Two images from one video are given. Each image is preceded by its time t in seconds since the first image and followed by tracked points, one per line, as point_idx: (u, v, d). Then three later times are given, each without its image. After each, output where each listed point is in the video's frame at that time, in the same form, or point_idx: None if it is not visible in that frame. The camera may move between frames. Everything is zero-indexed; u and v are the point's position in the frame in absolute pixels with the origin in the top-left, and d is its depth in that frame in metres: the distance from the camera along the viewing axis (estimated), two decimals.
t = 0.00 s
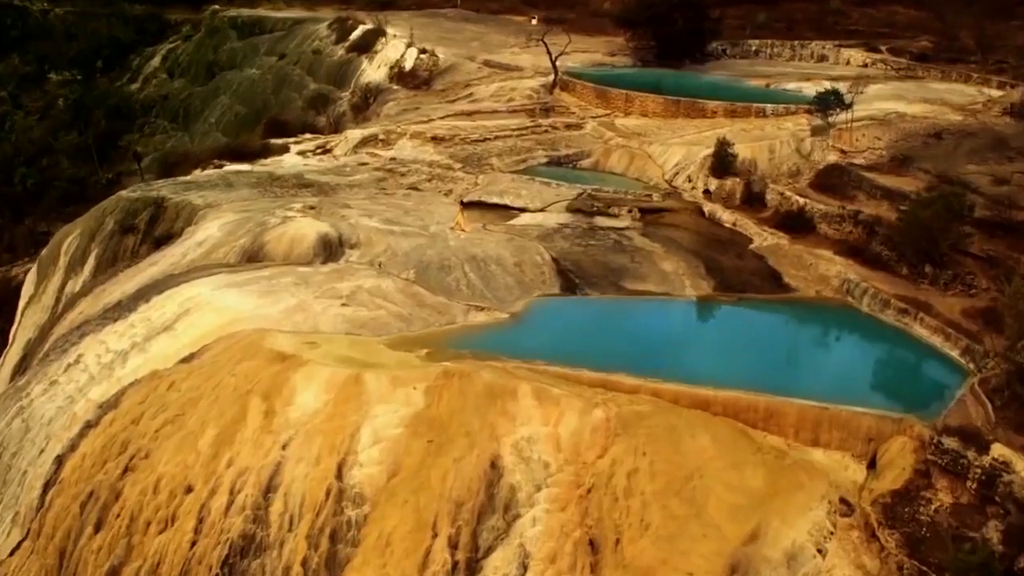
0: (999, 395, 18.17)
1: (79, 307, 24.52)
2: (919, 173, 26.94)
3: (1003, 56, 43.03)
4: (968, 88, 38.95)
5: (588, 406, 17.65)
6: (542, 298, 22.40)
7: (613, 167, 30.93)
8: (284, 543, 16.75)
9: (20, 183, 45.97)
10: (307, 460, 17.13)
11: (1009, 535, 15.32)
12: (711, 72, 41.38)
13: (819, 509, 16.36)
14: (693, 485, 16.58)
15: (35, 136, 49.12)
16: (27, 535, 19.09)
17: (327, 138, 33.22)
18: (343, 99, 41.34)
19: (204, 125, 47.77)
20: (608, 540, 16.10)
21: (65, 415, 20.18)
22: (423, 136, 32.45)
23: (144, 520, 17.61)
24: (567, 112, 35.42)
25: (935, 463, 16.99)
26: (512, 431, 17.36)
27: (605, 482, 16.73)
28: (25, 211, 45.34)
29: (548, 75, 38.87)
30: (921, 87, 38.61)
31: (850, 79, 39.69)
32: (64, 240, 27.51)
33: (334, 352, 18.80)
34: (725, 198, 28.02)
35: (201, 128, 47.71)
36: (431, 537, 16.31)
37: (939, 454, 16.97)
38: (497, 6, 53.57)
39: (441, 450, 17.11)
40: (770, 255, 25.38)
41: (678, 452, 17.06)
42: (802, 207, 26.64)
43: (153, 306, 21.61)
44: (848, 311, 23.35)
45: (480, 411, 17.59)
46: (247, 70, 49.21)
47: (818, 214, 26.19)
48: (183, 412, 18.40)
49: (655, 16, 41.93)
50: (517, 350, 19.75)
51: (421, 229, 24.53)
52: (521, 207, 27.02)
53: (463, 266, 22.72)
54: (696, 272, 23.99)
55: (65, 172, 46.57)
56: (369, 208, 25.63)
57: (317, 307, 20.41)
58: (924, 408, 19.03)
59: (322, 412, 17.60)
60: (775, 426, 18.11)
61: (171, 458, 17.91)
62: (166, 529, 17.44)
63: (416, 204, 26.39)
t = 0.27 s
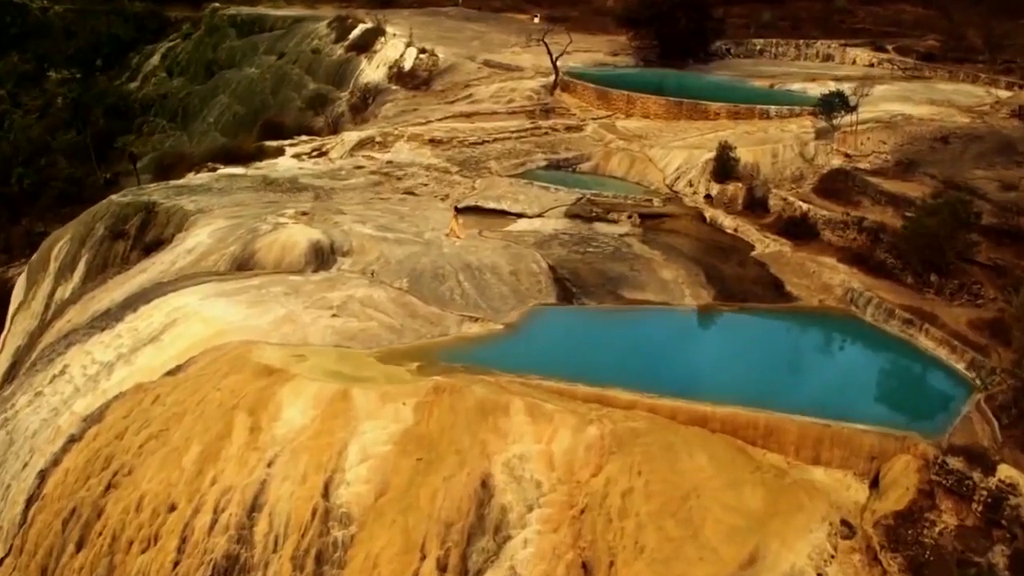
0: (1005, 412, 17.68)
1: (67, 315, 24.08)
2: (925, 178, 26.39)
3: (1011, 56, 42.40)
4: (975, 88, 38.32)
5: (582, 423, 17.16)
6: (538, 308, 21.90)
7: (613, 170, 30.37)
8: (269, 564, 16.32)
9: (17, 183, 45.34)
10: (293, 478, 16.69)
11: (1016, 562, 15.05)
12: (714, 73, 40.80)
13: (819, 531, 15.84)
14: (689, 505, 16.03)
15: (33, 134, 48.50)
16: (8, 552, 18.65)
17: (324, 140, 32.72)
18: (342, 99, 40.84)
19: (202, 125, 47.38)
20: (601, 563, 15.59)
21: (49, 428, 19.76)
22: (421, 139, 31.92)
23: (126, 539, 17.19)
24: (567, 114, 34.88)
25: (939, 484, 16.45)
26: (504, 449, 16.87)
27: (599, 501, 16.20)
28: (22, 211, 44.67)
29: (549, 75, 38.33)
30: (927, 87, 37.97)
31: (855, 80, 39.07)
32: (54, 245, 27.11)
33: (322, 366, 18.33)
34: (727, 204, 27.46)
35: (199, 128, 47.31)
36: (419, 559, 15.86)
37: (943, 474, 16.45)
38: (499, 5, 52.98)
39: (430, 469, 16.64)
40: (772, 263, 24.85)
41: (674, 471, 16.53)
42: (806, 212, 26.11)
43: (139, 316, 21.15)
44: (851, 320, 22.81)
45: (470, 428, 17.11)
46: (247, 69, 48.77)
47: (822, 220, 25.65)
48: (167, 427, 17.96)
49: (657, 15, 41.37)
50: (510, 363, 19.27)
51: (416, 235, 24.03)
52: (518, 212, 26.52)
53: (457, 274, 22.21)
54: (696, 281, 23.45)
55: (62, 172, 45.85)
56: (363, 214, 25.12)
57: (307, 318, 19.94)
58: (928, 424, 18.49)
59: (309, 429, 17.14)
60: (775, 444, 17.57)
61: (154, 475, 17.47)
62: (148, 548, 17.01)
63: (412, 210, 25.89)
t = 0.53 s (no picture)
0: (1012, 432, 17.16)
1: (54, 323, 23.66)
2: (931, 184, 25.86)
3: (1019, 55, 41.81)
4: (983, 89, 37.73)
5: (575, 441, 16.67)
6: (533, 319, 21.38)
7: (613, 174, 29.87)
8: None
9: (14, 184, 44.81)
10: (278, 497, 16.25)
11: None
12: (718, 73, 40.25)
13: (818, 555, 15.32)
14: (685, 527, 15.54)
15: (32, 134, 48.18)
16: None
17: (319, 142, 32.26)
18: (340, 99, 40.38)
19: (201, 124, 46.98)
20: None
21: (32, 441, 19.34)
22: (418, 141, 31.45)
23: (107, 559, 16.75)
24: (568, 116, 34.37)
25: (943, 506, 15.87)
26: (495, 468, 16.40)
27: (592, 523, 15.71)
28: (19, 212, 43.94)
29: (549, 76, 37.81)
30: (934, 88, 37.39)
31: (861, 80, 38.49)
32: (44, 249, 26.73)
33: (309, 381, 17.86)
34: (728, 209, 26.93)
35: (198, 127, 46.92)
36: None
37: (948, 496, 15.86)
38: (501, 3, 52.49)
39: (419, 489, 16.16)
40: (773, 271, 24.34)
41: (670, 491, 16.03)
42: (809, 219, 25.60)
43: (126, 326, 20.71)
44: (855, 332, 22.26)
45: (460, 446, 16.64)
46: (245, 67, 48.37)
47: (825, 226, 25.13)
48: (150, 443, 17.52)
49: (660, 14, 40.57)
50: (504, 377, 18.76)
51: (410, 242, 23.56)
52: (515, 218, 26.06)
53: (451, 283, 21.72)
54: (695, 290, 22.92)
55: (60, 171, 45.03)
56: (356, 220, 24.64)
57: (295, 330, 19.49)
58: (933, 441, 17.88)
59: (294, 447, 16.68)
60: (774, 462, 17.04)
61: (136, 493, 17.03)
62: (130, 568, 16.56)
63: (406, 216, 25.42)
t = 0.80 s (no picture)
0: (1017, 446, 16.76)
1: (44, 329, 23.33)
2: (935, 188, 25.45)
3: None
4: (989, 89, 37.30)
5: (569, 455, 16.28)
6: (527, 327, 20.97)
7: (613, 177, 29.47)
8: None
9: (11, 183, 44.41)
10: (265, 513, 15.93)
11: None
12: (720, 72, 39.82)
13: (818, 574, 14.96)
14: (681, 544, 15.17)
15: (30, 134, 48.18)
16: None
17: (316, 145, 31.92)
18: (338, 99, 40.02)
19: (199, 124, 46.66)
20: None
21: (19, 452, 19.06)
22: (415, 143, 31.08)
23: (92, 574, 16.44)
24: (568, 117, 33.95)
25: (946, 523, 15.51)
26: (487, 483, 16.05)
27: (586, 540, 15.36)
28: (18, 211, 43.53)
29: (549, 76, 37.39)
30: (939, 88, 36.95)
31: (865, 81, 38.05)
32: (35, 254, 26.44)
33: (298, 392, 17.49)
34: (729, 214, 26.56)
35: (197, 127, 46.62)
36: None
37: (951, 514, 15.50)
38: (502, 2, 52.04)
39: (409, 504, 15.81)
40: (774, 277, 23.94)
41: (666, 507, 15.65)
42: (811, 223, 25.18)
43: (115, 334, 20.36)
44: (857, 341, 21.83)
45: (452, 461, 16.28)
46: (244, 67, 48.03)
47: (827, 232, 24.72)
48: (137, 456, 17.20)
49: (662, 14, 40.18)
50: (499, 389, 18.37)
51: (404, 248, 23.18)
52: (512, 222, 25.71)
53: (446, 290, 21.35)
54: (695, 296, 22.52)
55: (58, 171, 44.72)
56: (351, 225, 24.28)
57: (286, 339, 19.13)
58: (937, 456, 17.44)
59: (282, 460, 16.34)
60: (773, 477, 16.63)
61: (121, 507, 16.71)
62: None
63: (402, 220, 25.05)
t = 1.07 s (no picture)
0: None
1: (31, 338, 22.87)
2: (940, 194, 24.89)
3: None
4: (996, 90, 36.71)
5: (562, 474, 15.79)
6: (519, 339, 20.46)
7: (613, 181, 28.93)
8: None
9: (8, 183, 43.92)
10: (247, 534, 15.50)
11: None
12: (722, 72, 39.24)
13: None
14: (676, 569, 14.68)
15: (28, 132, 47.58)
16: None
17: (311, 147, 31.43)
18: (336, 100, 39.55)
19: (197, 124, 46.25)
20: None
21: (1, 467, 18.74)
22: (411, 146, 30.57)
23: None
24: (567, 119, 33.41)
25: (949, 548, 15.17)
26: (476, 504, 15.57)
27: (577, 564, 14.91)
28: (14, 212, 43.08)
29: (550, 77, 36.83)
30: (945, 89, 36.36)
31: (870, 81, 37.48)
32: (24, 260, 26.09)
33: (283, 408, 17.02)
34: (730, 219, 26.04)
35: (194, 127, 46.20)
36: None
37: (954, 538, 15.16)
38: None
39: (396, 526, 15.34)
40: (776, 285, 23.41)
41: (661, 530, 15.16)
42: (813, 230, 24.63)
43: (100, 345, 19.89)
44: (859, 353, 21.29)
45: (440, 480, 15.82)
46: (242, 65, 47.58)
47: (829, 239, 24.19)
48: (118, 474, 16.76)
49: (665, 13, 39.55)
50: (492, 406, 17.86)
51: (397, 256, 22.68)
52: (508, 228, 25.22)
53: (438, 300, 20.86)
54: (694, 306, 21.99)
55: (55, 171, 44.21)
56: (344, 231, 23.80)
57: (272, 352, 18.65)
58: (941, 476, 16.91)
59: (265, 480, 15.88)
60: (772, 497, 16.11)
61: (101, 526, 16.30)
62: None
63: (396, 226, 24.58)
